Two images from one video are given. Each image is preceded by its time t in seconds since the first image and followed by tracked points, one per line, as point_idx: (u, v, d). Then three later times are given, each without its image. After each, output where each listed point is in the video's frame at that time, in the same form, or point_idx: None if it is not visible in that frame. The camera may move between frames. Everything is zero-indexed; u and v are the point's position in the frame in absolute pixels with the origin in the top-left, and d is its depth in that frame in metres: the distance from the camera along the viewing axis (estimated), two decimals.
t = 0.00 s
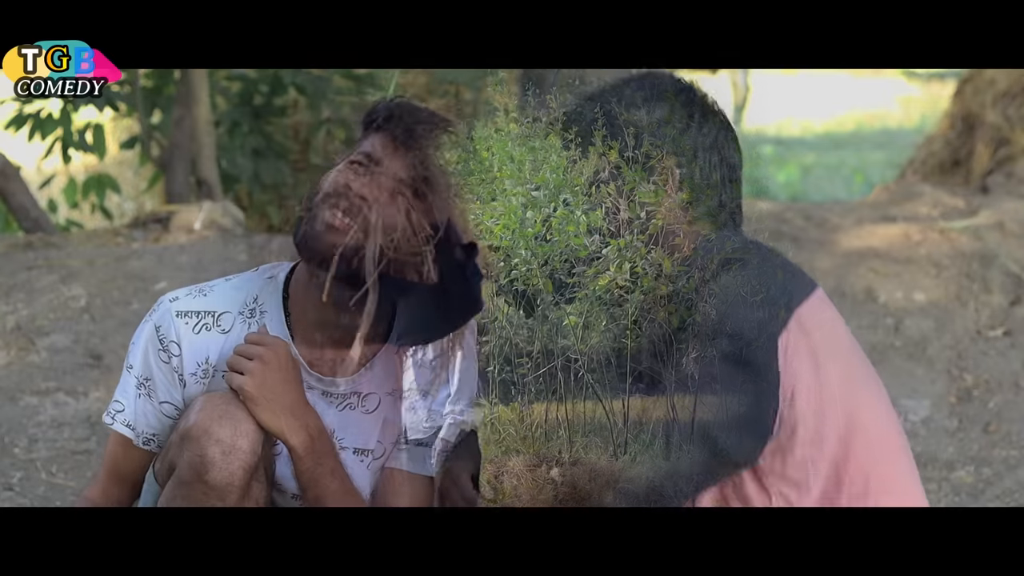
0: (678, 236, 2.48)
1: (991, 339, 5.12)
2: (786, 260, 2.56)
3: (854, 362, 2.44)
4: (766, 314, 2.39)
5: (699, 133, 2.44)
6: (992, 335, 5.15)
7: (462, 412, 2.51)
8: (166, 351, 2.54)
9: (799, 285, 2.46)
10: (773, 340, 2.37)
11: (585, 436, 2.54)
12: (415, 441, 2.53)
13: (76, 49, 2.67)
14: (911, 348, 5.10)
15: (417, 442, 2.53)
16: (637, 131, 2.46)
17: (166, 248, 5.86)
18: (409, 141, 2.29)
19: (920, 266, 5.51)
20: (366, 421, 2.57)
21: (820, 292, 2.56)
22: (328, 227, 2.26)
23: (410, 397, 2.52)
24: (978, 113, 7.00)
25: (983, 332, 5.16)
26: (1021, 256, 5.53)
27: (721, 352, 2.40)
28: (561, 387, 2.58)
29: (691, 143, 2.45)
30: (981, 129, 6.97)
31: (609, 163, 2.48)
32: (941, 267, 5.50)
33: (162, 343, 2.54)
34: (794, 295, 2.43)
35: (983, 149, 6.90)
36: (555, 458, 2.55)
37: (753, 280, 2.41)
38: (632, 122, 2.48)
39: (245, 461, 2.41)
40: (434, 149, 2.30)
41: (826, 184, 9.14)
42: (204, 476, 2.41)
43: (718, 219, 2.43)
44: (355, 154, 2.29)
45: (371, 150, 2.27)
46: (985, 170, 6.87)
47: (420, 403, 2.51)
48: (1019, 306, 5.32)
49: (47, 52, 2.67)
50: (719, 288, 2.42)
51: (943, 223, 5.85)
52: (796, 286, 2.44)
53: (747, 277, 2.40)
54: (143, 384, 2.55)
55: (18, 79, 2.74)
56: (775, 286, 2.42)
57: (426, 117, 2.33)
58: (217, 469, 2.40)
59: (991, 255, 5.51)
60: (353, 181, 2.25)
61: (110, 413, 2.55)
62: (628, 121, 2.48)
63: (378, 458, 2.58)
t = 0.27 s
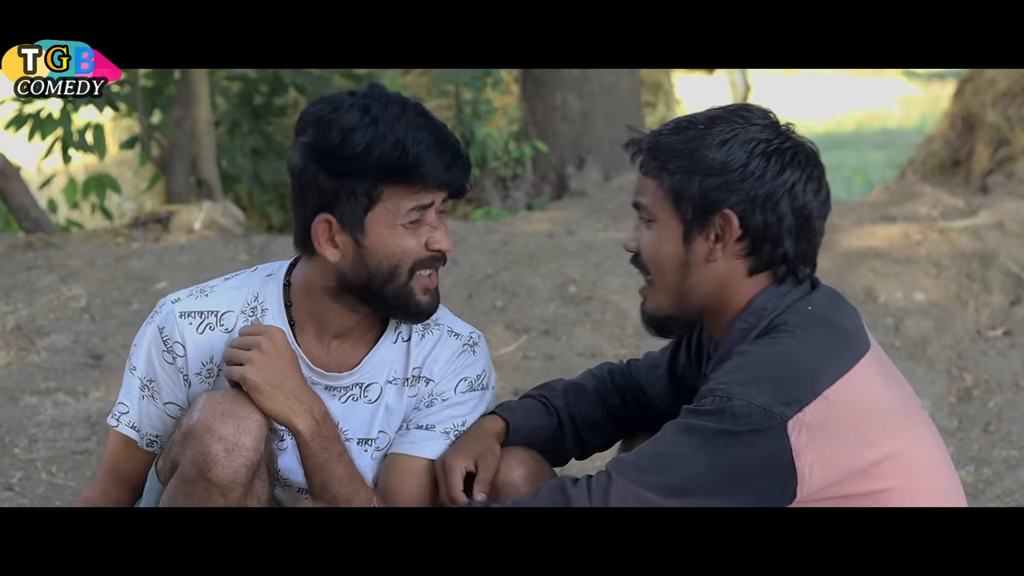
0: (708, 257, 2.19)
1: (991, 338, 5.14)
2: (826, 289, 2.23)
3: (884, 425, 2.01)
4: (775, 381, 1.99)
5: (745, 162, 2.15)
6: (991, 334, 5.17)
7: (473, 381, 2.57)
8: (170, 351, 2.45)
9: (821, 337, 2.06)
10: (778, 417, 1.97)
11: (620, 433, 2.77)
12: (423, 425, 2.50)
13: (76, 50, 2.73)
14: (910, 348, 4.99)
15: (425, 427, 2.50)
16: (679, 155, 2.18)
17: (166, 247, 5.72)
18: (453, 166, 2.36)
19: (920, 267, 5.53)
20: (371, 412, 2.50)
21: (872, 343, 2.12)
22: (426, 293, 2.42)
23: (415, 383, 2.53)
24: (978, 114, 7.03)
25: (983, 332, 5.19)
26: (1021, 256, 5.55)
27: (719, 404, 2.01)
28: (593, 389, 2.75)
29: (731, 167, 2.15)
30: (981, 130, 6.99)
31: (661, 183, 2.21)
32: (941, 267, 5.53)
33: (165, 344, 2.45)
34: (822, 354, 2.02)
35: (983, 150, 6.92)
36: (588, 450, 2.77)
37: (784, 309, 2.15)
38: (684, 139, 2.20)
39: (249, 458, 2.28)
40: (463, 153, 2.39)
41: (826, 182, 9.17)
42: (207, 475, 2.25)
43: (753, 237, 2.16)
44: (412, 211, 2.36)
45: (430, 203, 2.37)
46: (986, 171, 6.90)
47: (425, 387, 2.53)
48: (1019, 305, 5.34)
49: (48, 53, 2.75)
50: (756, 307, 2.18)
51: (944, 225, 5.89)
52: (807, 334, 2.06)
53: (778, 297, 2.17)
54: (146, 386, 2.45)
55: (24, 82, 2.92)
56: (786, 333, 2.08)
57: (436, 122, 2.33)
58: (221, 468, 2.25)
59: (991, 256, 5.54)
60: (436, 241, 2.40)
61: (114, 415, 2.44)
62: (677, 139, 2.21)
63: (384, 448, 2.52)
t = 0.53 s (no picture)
0: (752, 266, 2.25)
1: (990, 338, 5.15)
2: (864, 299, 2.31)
3: (921, 444, 2.12)
4: (822, 398, 2.07)
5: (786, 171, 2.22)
6: (991, 334, 5.18)
7: (454, 364, 2.53)
8: (144, 351, 2.49)
9: (861, 354, 2.14)
10: (826, 435, 2.04)
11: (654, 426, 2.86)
12: (408, 415, 2.48)
13: (77, 50, 2.71)
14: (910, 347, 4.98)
15: (411, 416, 2.47)
16: (715, 169, 2.26)
17: (166, 247, 5.72)
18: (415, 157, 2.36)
19: (920, 267, 5.54)
20: (349, 401, 2.50)
21: (907, 358, 2.21)
22: (385, 283, 2.43)
23: (395, 369, 2.51)
24: (978, 114, 7.04)
25: (983, 332, 5.19)
26: (1021, 257, 5.57)
27: (767, 423, 2.07)
28: (641, 382, 2.85)
29: (772, 174, 2.22)
30: (981, 130, 7.01)
31: (702, 192, 2.28)
32: (941, 267, 5.54)
33: (139, 344, 2.49)
34: (861, 374, 2.11)
35: (983, 149, 6.93)
36: (637, 440, 2.86)
37: (827, 318, 2.24)
38: (723, 148, 2.26)
39: (221, 458, 2.30)
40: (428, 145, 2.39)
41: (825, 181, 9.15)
42: (181, 478, 2.29)
43: (794, 245, 2.23)
44: (375, 202, 2.38)
45: (394, 196, 2.38)
46: (985, 170, 6.90)
47: (406, 374, 2.50)
48: (1019, 305, 5.35)
49: (48, 53, 2.74)
50: (801, 318, 2.26)
51: (943, 225, 5.90)
52: (848, 350, 2.16)
53: (822, 307, 2.25)
54: (123, 387, 2.50)
55: (24, 82, 2.93)
56: (827, 348, 2.17)
57: (401, 113, 2.34)
58: (194, 470, 2.28)
59: (990, 256, 5.55)
60: (397, 232, 2.41)
61: (89, 417, 2.49)
62: (716, 148, 2.27)
63: (368, 437, 2.52)
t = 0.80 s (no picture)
0: (766, 263, 2.25)
1: (991, 338, 5.15)
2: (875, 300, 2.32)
3: (934, 444, 2.13)
4: (844, 395, 2.07)
5: (801, 168, 2.22)
6: (991, 334, 5.18)
7: (441, 361, 2.53)
8: (129, 366, 2.49)
9: (879, 352, 2.15)
10: (850, 433, 2.04)
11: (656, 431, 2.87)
12: (398, 415, 2.48)
13: (76, 50, 2.70)
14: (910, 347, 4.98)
15: (401, 416, 2.48)
16: (730, 167, 2.25)
17: (166, 247, 5.72)
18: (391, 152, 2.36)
19: (920, 267, 5.54)
20: (336, 403, 2.50)
21: (919, 358, 2.23)
22: (366, 281, 2.43)
23: (382, 369, 2.51)
24: (978, 114, 7.05)
25: (983, 332, 5.19)
26: (1021, 257, 5.58)
27: (791, 422, 2.06)
28: (645, 390, 2.85)
29: (788, 171, 2.22)
30: (981, 130, 7.01)
31: (716, 189, 2.27)
32: (941, 267, 5.54)
33: (124, 359, 2.49)
34: (881, 372, 2.11)
35: (983, 149, 6.93)
36: (641, 445, 2.87)
37: (843, 316, 2.24)
38: (738, 145, 2.26)
39: (216, 456, 2.32)
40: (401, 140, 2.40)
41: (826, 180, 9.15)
42: (176, 477, 2.30)
43: (810, 241, 2.23)
44: (354, 199, 2.38)
45: (372, 192, 2.39)
46: (986, 170, 6.90)
47: (394, 373, 2.50)
48: (1019, 306, 5.35)
49: (48, 54, 2.72)
50: (816, 316, 2.26)
51: (944, 225, 5.91)
52: (866, 347, 2.16)
53: (837, 305, 2.26)
54: (110, 403, 2.51)
55: (24, 82, 2.93)
56: (845, 346, 2.18)
57: (373, 109, 2.34)
58: (188, 468, 2.30)
59: (990, 256, 5.55)
60: (378, 227, 2.41)
61: (78, 435, 2.50)
62: (730, 145, 2.27)
63: (358, 438, 2.53)
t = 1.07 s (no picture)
0: (762, 263, 2.25)
1: (990, 338, 5.15)
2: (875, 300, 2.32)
3: (931, 441, 2.14)
4: (835, 390, 2.08)
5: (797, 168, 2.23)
6: (991, 334, 5.18)
7: (441, 353, 2.54)
8: (127, 360, 2.50)
9: (872, 348, 2.16)
10: (841, 427, 2.05)
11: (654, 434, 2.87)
12: (397, 405, 2.48)
13: (76, 50, 2.69)
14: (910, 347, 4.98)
15: (401, 406, 2.48)
16: (726, 167, 2.26)
17: (166, 247, 5.73)
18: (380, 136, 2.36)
19: (920, 267, 5.54)
20: (333, 397, 2.50)
21: (915, 357, 2.23)
22: (376, 268, 2.43)
23: (382, 363, 2.51)
24: (978, 114, 7.06)
25: (983, 332, 5.20)
26: (1020, 257, 5.58)
27: (782, 416, 2.07)
28: (642, 394, 2.85)
29: (783, 171, 2.23)
30: (981, 130, 7.02)
31: (712, 189, 2.28)
32: (941, 267, 5.54)
33: (122, 353, 2.50)
34: (873, 368, 2.12)
35: (983, 150, 6.94)
36: (638, 448, 2.87)
37: (839, 315, 2.24)
38: (734, 145, 2.27)
39: (216, 456, 2.32)
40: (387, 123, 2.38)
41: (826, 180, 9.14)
42: (176, 475, 2.31)
43: (806, 241, 2.23)
44: (350, 193, 2.38)
45: (367, 181, 2.39)
46: (986, 170, 6.90)
47: (394, 367, 2.51)
48: (1019, 306, 5.36)
49: (48, 54, 2.72)
50: (813, 315, 2.26)
51: (944, 225, 5.92)
52: (859, 344, 2.17)
53: (834, 304, 2.26)
54: (108, 398, 2.52)
55: (24, 82, 2.94)
56: (837, 342, 2.18)
57: (354, 99, 2.33)
58: (189, 468, 2.30)
59: (990, 256, 5.56)
60: (380, 216, 2.41)
61: (75, 429, 2.51)
62: (726, 145, 2.28)
63: (357, 432, 2.52)
